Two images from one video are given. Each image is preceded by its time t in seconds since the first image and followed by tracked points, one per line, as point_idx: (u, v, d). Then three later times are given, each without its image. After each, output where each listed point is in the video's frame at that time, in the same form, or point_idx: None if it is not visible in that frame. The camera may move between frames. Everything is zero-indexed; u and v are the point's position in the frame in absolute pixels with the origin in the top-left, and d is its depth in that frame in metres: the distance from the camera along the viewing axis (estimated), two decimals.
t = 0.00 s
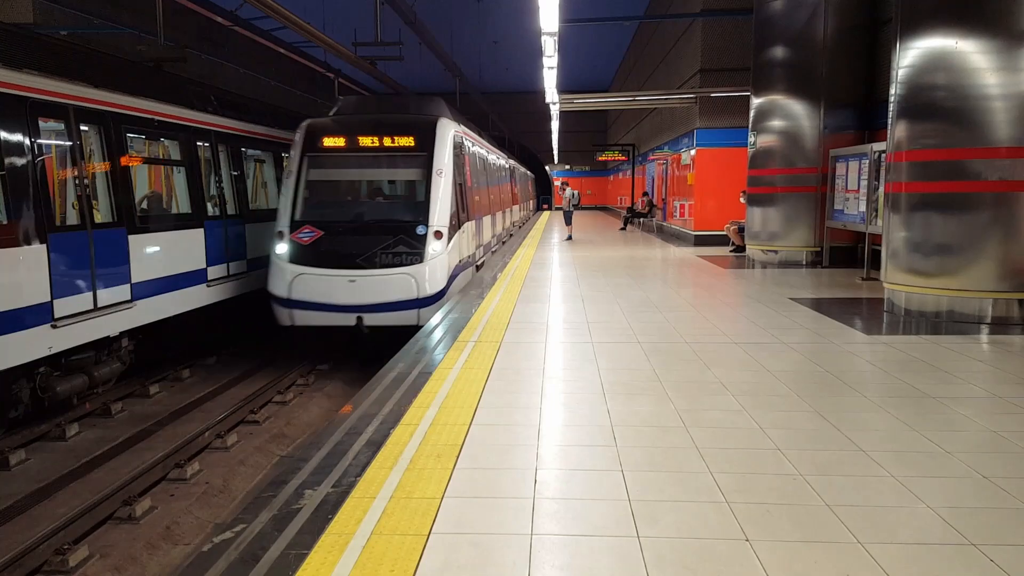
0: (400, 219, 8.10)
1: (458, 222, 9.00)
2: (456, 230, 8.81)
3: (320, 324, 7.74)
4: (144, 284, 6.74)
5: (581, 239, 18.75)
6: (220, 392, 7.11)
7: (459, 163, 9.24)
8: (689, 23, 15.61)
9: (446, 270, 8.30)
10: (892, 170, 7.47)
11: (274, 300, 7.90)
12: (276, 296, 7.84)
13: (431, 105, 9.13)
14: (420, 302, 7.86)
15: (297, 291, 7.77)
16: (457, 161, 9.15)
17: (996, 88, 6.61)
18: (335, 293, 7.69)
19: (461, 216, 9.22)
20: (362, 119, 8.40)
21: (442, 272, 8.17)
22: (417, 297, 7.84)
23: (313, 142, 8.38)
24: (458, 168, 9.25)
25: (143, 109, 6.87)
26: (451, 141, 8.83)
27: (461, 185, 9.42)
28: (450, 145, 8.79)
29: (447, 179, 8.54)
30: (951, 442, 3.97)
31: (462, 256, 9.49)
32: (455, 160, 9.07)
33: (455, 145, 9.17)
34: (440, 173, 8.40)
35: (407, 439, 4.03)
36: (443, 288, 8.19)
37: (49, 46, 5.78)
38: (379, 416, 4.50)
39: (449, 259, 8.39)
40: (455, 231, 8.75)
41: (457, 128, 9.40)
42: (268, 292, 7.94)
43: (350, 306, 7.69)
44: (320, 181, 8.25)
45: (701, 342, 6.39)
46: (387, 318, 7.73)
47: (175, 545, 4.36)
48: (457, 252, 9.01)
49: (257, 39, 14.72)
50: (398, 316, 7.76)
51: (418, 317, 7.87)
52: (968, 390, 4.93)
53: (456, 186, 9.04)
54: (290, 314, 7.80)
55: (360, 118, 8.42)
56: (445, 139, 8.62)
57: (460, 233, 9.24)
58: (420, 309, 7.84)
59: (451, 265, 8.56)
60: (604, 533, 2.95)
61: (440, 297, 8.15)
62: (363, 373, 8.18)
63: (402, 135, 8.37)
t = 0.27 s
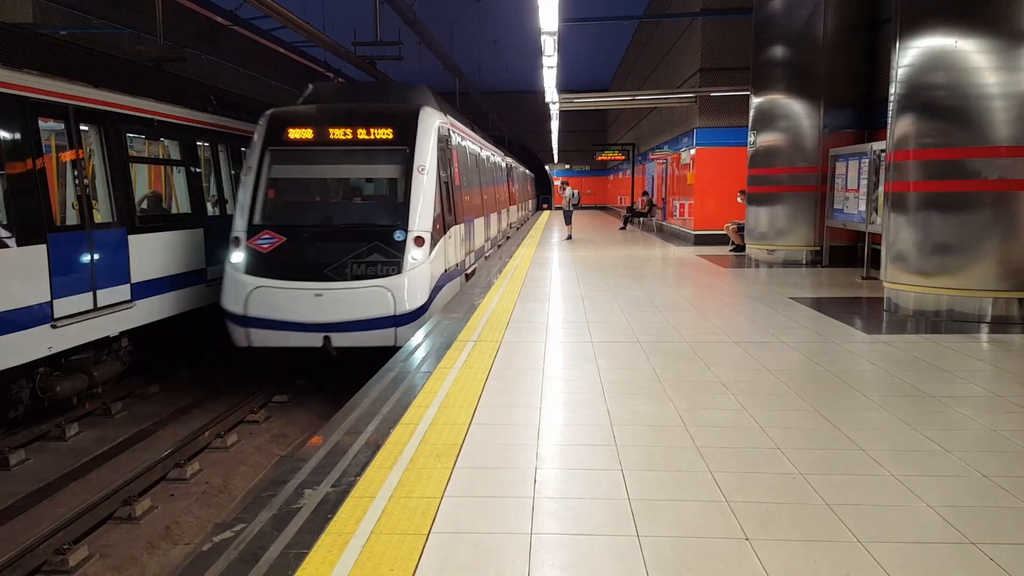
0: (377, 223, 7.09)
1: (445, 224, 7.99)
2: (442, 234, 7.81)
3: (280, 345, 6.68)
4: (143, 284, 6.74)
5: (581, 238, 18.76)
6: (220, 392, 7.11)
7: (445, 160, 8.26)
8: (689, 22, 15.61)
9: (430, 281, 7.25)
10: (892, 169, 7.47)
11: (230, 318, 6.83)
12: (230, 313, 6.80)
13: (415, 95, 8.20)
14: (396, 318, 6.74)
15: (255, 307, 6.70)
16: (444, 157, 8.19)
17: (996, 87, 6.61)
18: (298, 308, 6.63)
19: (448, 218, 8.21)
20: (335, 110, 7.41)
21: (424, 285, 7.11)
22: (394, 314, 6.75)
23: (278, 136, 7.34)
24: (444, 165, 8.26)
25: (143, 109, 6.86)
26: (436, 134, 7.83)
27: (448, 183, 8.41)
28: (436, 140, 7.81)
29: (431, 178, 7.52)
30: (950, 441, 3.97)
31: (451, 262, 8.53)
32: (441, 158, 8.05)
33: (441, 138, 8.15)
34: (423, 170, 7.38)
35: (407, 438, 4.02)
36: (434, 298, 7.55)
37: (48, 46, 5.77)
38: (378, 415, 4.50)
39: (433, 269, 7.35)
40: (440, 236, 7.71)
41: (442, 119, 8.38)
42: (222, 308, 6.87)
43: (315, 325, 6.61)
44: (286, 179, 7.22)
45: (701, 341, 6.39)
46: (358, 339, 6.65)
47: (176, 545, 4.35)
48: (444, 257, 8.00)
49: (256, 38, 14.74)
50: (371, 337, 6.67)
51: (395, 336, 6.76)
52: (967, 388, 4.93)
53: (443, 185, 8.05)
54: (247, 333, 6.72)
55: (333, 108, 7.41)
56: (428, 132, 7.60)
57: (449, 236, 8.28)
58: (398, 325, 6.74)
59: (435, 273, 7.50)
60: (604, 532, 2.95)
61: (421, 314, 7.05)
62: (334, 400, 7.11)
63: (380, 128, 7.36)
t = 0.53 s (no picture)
0: (346, 227, 5.90)
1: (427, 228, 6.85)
2: (423, 240, 6.66)
3: (229, 372, 5.49)
4: (145, 283, 6.75)
5: (581, 237, 18.76)
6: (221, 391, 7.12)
7: (429, 153, 7.12)
8: (690, 20, 15.59)
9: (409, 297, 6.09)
10: (893, 167, 7.46)
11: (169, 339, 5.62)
12: (170, 334, 5.58)
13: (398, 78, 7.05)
14: (369, 339, 5.57)
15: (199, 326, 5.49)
16: (428, 151, 7.05)
17: (997, 85, 6.59)
18: (251, 330, 5.43)
19: (431, 221, 7.07)
20: (301, 94, 6.26)
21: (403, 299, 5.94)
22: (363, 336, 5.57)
23: (230, 125, 6.17)
24: (429, 160, 7.12)
25: (144, 108, 6.87)
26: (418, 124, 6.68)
27: (434, 180, 7.29)
28: (418, 130, 6.65)
29: (411, 174, 6.35)
30: (951, 439, 3.97)
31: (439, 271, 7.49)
32: (424, 151, 6.88)
33: (425, 129, 7.02)
34: (400, 164, 6.20)
35: (407, 437, 4.02)
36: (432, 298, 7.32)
37: (50, 44, 5.77)
38: (379, 414, 4.50)
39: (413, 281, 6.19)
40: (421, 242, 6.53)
41: (427, 107, 7.26)
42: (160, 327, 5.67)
43: (272, 349, 5.41)
44: (240, 175, 6.07)
45: (702, 340, 6.39)
46: (322, 365, 5.47)
47: (177, 543, 4.36)
48: (428, 265, 6.88)
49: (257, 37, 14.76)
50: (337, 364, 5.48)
51: (366, 362, 5.58)
52: (968, 387, 4.93)
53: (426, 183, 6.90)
54: (189, 358, 5.51)
55: (298, 91, 6.27)
56: (408, 120, 6.44)
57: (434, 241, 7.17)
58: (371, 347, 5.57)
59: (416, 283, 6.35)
60: (604, 530, 2.95)
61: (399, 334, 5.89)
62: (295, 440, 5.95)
63: (352, 115, 6.19)
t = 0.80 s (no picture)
0: (303, 235, 4.88)
1: (405, 234, 5.77)
2: (399, 249, 5.55)
3: (157, 414, 4.45)
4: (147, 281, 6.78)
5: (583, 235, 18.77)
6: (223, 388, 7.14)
7: (408, 145, 6.07)
8: (691, 19, 15.58)
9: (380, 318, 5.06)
10: (894, 166, 7.46)
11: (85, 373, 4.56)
12: (85, 367, 4.51)
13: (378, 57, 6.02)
14: (326, 372, 4.50)
15: (121, 357, 4.45)
16: (405, 141, 5.98)
17: (998, 84, 6.58)
18: (177, 363, 4.39)
19: (411, 226, 5.99)
20: (256, 74, 5.26)
21: (372, 320, 4.87)
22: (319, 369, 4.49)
23: (167, 111, 5.12)
24: (408, 154, 6.09)
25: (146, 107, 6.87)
26: (394, 109, 5.63)
27: (413, 177, 6.22)
28: (393, 116, 5.59)
29: (385, 169, 5.28)
30: (953, 438, 3.96)
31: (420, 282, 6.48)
32: (401, 142, 5.82)
33: (402, 117, 5.92)
34: (371, 157, 5.14)
35: (408, 436, 4.03)
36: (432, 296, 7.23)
37: (54, 44, 5.79)
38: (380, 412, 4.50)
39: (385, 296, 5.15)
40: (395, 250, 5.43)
41: (407, 92, 6.23)
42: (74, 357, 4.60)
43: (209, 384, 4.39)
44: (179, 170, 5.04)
45: (703, 339, 6.38)
46: (263, 406, 4.42)
47: (178, 542, 4.35)
48: (405, 276, 5.81)
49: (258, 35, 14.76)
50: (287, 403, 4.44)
51: (323, 401, 4.51)
52: (970, 385, 4.92)
53: (403, 180, 5.85)
54: (109, 397, 4.47)
55: (253, 72, 5.25)
56: (381, 104, 5.38)
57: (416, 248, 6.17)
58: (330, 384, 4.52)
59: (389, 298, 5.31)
60: (604, 530, 2.95)
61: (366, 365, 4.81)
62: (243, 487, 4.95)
63: (314, 100, 5.14)
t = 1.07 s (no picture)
0: (239, 243, 3.81)
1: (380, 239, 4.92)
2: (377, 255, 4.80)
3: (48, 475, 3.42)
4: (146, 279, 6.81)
5: (584, 232, 18.78)
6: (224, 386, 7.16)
7: (378, 135, 5.02)
8: (693, 16, 15.55)
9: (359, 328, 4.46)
10: (896, 164, 7.44)
11: None
12: None
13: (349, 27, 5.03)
14: (261, 424, 3.47)
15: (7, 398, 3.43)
16: (375, 129, 4.93)
17: (1000, 81, 6.56)
18: (75, 408, 3.37)
19: (382, 231, 4.96)
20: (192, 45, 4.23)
21: (325, 350, 3.81)
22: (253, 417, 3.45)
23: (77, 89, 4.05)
24: (378, 144, 5.02)
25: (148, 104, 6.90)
26: (359, 89, 4.56)
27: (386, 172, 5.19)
28: (358, 97, 4.54)
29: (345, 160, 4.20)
30: (954, 436, 3.96)
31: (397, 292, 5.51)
32: (368, 130, 4.75)
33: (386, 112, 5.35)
34: (326, 146, 4.04)
35: (410, 433, 4.03)
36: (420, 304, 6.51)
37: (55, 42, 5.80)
38: (381, 409, 4.50)
39: (347, 316, 4.13)
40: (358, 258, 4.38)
41: (387, 84, 5.49)
42: None
43: (115, 438, 3.38)
44: (88, 159, 3.98)
45: (705, 336, 6.37)
46: (181, 466, 3.41)
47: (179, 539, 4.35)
48: (374, 290, 4.76)
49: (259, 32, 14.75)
50: (213, 462, 3.43)
51: (256, 459, 3.49)
52: (972, 383, 4.92)
53: (370, 176, 4.77)
54: None
55: (188, 44, 4.22)
56: (341, 80, 4.29)
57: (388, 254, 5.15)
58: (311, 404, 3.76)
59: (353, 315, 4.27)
60: (606, 527, 2.96)
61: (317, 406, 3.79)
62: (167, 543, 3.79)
63: (258, 77, 4.09)
